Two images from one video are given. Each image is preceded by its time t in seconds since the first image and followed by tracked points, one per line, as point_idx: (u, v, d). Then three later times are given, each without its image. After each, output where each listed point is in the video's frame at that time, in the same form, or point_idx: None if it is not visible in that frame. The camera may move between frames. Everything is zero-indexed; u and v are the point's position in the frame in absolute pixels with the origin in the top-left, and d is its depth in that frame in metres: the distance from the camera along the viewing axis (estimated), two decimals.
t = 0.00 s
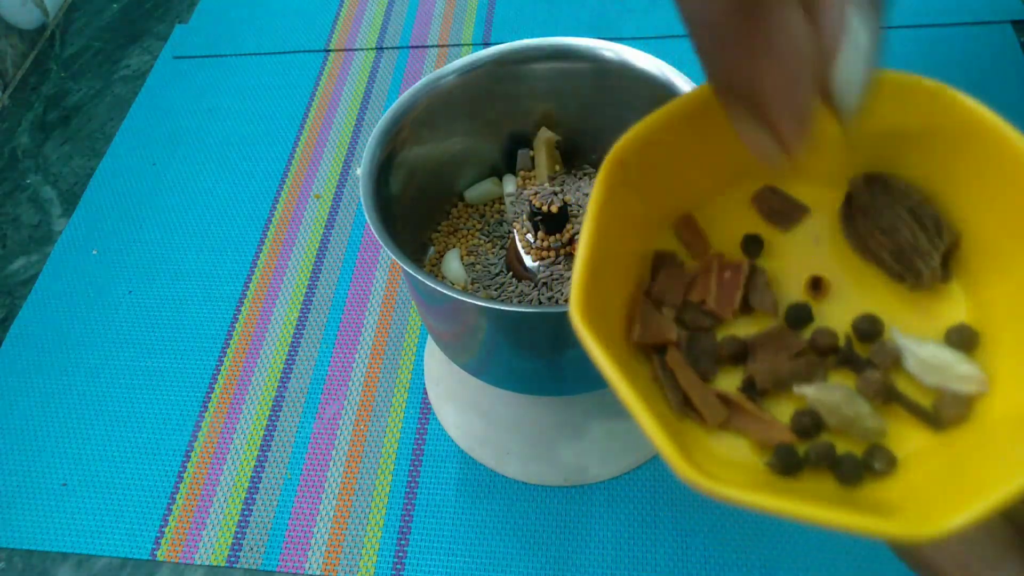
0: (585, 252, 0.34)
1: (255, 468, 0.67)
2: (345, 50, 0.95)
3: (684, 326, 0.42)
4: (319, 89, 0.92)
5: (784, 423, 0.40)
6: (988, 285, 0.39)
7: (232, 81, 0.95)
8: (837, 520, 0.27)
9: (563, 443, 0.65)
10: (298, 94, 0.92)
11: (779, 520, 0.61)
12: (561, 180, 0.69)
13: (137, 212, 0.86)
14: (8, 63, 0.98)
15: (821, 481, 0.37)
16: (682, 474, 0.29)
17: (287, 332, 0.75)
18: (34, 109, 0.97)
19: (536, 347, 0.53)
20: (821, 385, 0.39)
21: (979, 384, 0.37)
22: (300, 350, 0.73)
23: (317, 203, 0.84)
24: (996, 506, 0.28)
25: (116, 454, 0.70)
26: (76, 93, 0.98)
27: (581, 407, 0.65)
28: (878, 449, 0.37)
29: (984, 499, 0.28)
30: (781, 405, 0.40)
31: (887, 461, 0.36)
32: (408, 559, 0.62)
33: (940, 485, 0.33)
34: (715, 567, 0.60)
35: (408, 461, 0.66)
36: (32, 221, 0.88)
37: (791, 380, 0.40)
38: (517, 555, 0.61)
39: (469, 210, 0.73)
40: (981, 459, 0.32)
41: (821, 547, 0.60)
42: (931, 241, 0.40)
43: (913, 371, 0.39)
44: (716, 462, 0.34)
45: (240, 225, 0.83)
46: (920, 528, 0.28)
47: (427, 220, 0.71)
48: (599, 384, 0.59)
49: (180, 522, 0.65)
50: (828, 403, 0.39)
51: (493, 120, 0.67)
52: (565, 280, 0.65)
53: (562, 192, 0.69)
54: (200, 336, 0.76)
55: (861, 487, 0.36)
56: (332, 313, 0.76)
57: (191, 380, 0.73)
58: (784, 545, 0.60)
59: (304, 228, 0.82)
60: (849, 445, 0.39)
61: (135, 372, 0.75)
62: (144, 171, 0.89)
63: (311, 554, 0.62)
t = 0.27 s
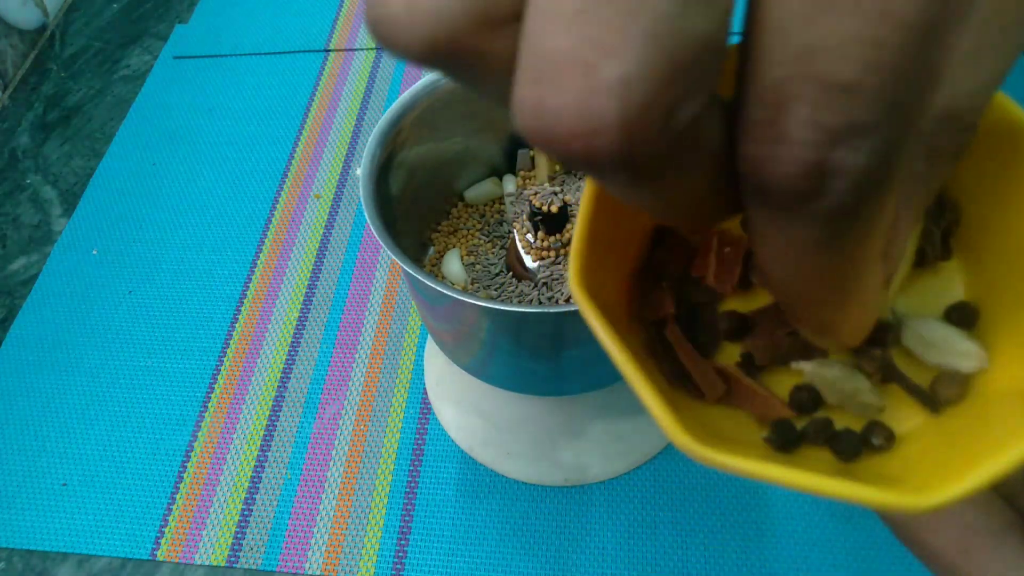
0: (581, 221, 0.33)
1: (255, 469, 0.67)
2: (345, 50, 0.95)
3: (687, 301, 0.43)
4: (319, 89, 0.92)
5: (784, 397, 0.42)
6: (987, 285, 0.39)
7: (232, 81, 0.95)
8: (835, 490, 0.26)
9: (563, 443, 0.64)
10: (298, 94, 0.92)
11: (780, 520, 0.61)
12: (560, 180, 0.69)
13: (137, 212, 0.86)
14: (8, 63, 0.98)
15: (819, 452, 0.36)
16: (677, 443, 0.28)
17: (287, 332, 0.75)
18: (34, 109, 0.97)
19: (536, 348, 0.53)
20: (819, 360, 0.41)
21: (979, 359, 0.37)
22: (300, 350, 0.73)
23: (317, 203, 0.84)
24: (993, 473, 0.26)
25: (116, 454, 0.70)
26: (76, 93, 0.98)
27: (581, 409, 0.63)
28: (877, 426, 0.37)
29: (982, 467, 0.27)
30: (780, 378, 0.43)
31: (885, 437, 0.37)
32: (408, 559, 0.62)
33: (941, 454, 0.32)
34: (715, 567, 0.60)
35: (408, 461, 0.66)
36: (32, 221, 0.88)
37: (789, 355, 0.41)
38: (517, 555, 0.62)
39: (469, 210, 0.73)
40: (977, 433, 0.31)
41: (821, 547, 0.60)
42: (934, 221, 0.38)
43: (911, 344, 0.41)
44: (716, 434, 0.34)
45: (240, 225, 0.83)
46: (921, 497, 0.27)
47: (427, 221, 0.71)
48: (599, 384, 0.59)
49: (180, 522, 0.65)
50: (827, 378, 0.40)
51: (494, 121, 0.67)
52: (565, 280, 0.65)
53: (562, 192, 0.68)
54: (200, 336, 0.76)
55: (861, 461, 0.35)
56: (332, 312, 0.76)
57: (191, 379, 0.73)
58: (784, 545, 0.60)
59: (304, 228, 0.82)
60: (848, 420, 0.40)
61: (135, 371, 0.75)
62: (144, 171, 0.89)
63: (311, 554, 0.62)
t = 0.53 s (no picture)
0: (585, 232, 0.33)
1: (255, 469, 0.67)
2: (345, 50, 0.95)
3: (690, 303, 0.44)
4: (319, 89, 0.92)
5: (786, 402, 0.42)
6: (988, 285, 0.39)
7: (232, 81, 0.95)
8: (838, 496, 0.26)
9: (563, 443, 0.64)
10: (298, 94, 0.92)
11: (780, 519, 0.61)
12: (561, 180, 0.69)
13: (137, 212, 0.86)
14: (8, 63, 0.98)
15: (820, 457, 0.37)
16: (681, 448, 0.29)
17: (287, 332, 0.75)
18: (34, 109, 0.97)
19: (537, 348, 0.53)
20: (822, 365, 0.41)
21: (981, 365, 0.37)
22: (300, 350, 0.73)
23: (317, 203, 0.84)
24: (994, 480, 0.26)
25: (116, 454, 0.70)
26: (76, 93, 0.98)
27: (582, 409, 0.63)
28: (879, 429, 0.38)
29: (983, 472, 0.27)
30: (783, 383, 0.43)
31: (887, 441, 0.37)
32: (408, 559, 0.62)
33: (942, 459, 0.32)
34: (715, 567, 0.60)
35: (408, 461, 0.66)
36: (32, 221, 0.88)
37: (793, 359, 0.42)
38: (517, 555, 0.62)
39: (469, 210, 0.73)
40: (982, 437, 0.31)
41: (821, 547, 0.60)
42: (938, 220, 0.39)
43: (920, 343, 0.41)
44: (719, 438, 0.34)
45: (240, 225, 0.83)
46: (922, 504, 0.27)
47: (427, 220, 0.71)
48: (599, 384, 0.59)
49: (180, 522, 0.65)
50: (828, 383, 0.40)
51: (494, 121, 0.67)
52: (565, 280, 0.65)
53: (562, 192, 0.68)
54: (200, 336, 0.76)
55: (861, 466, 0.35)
56: (332, 312, 0.76)
57: (191, 380, 0.73)
58: (785, 545, 0.60)
59: (304, 228, 0.82)
60: (850, 424, 0.40)
61: (135, 371, 0.75)
62: (144, 171, 0.89)
63: (311, 554, 0.62)
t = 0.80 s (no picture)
0: (586, 241, 0.33)
1: (255, 469, 0.67)
2: (345, 50, 0.95)
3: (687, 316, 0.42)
4: (319, 89, 0.92)
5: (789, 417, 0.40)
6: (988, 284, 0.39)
7: (232, 81, 0.95)
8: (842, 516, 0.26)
9: (563, 443, 0.65)
10: (298, 94, 0.92)
11: (780, 519, 0.61)
12: (561, 180, 0.69)
13: (137, 212, 0.86)
14: (8, 63, 0.98)
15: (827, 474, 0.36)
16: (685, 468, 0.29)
17: (287, 332, 0.75)
18: (34, 109, 0.97)
19: (536, 348, 0.53)
20: (826, 379, 0.39)
21: (981, 380, 0.36)
22: (300, 350, 0.73)
23: (317, 203, 0.84)
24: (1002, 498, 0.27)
25: (116, 454, 0.70)
26: (76, 93, 0.98)
27: (581, 408, 0.65)
28: (883, 442, 0.36)
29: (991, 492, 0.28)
30: (786, 397, 0.41)
31: (893, 455, 0.35)
32: (408, 559, 0.62)
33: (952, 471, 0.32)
34: (715, 567, 0.60)
35: (409, 461, 0.66)
36: (32, 221, 0.88)
37: (797, 372, 0.40)
38: (517, 555, 0.62)
39: (469, 210, 0.73)
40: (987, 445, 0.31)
41: (821, 546, 0.60)
42: (938, 229, 0.38)
43: (922, 351, 0.39)
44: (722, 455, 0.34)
45: (240, 225, 0.83)
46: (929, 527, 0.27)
47: (427, 220, 0.71)
48: (599, 384, 0.59)
49: (180, 522, 0.65)
50: (835, 399, 0.38)
51: (494, 121, 0.67)
52: (565, 280, 0.65)
53: (562, 192, 0.69)
54: (200, 336, 0.76)
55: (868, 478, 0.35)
56: (332, 312, 0.76)
57: (191, 380, 0.73)
58: (785, 545, 0.60)
59: (304, 228, 0.82)
60: (853, 439, 0.39)
61: (135, 371, 0.75)
62: (144, 171, 0.89)
63: (311, 554, 0.62)
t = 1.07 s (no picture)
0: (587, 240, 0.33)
1: (255, 469, 0.67)
2: (345, 49, 0.95)
3: (685, 320, 0.42)
4: (319, 89, 0.92)
5: (786, 422, 0.40)
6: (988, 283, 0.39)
7: (232, 81, 0.95)
8: (835, 525, 0.26)
9: (563, 443, 0.65)
10: (298, 94, 0.92)
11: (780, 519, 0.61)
12: (561, 180, 0.69)
13: (137, 212, 0.86)
14: (8, 63, 0.98)
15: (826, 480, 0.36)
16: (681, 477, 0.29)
17: (287, 332, 0.75)
18: (34, 109, 0.97)
19: (536, 347, 0.53)
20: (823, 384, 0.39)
21: (977, 383, 0.35)
22: (300, 350, 0.73)
23: (318, 203, 0.84)
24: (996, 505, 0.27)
25: (116, 454, 0.70)
26: (76, 93, 0.98)
27: (581, 408, 0.65)
28: (882, 446, 0.36)
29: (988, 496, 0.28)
30: (783, 402, 0.40)
31: (890, 459, 0.35)
32: (408, 559, 0.62)
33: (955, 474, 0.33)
34: (715, 567, 0.60)
35: (409, 461, 0.66)
36: (32, 221, 0.88)
37: (794, 378, 0.40)
38: (517, 555, 0.62)
39: (469, 210, 0.73)
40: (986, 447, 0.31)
41: (822, 546, 0.60)
42: (935, 236, 0.38)
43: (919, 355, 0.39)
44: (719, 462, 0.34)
45: (240, 225, 0.83)
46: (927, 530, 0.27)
47: (427, 220, 0.71)
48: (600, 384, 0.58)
49: (180, 522, 0.65)
50: (831, 403, 0.38)
51: (493, 121, 0.67)
52: (565, 280, 0.65)
53: (562, 192, 0.69)
54: (200, 336, 0.76)
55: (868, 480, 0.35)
56: (332, 312, 0.76)
57: (191, 380, 0.73)
58: (785, 545, 0.60)
59: (304, 228, 0.82)
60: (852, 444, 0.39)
61: (135, 372, 0.75)
62: (144, 171, 0.89)
63: (311, 554, 0.62)
